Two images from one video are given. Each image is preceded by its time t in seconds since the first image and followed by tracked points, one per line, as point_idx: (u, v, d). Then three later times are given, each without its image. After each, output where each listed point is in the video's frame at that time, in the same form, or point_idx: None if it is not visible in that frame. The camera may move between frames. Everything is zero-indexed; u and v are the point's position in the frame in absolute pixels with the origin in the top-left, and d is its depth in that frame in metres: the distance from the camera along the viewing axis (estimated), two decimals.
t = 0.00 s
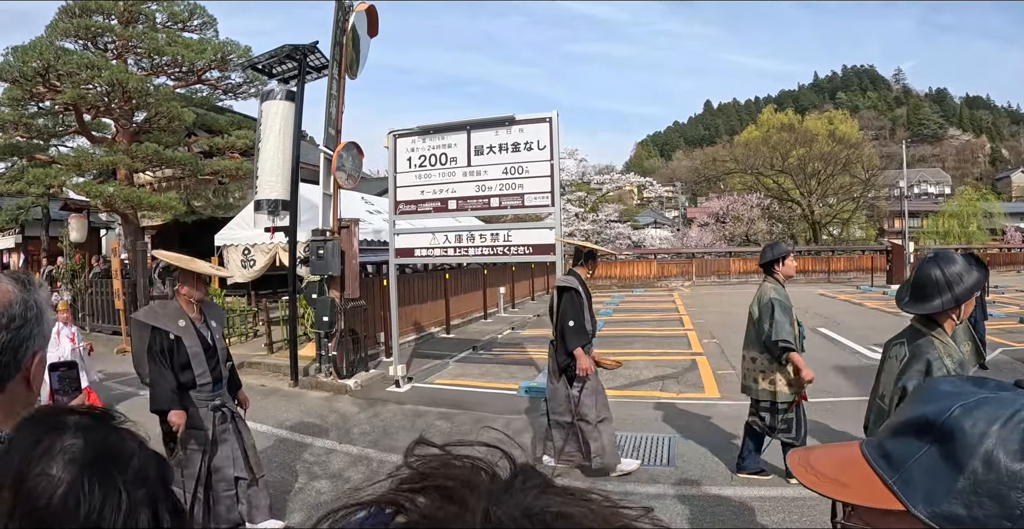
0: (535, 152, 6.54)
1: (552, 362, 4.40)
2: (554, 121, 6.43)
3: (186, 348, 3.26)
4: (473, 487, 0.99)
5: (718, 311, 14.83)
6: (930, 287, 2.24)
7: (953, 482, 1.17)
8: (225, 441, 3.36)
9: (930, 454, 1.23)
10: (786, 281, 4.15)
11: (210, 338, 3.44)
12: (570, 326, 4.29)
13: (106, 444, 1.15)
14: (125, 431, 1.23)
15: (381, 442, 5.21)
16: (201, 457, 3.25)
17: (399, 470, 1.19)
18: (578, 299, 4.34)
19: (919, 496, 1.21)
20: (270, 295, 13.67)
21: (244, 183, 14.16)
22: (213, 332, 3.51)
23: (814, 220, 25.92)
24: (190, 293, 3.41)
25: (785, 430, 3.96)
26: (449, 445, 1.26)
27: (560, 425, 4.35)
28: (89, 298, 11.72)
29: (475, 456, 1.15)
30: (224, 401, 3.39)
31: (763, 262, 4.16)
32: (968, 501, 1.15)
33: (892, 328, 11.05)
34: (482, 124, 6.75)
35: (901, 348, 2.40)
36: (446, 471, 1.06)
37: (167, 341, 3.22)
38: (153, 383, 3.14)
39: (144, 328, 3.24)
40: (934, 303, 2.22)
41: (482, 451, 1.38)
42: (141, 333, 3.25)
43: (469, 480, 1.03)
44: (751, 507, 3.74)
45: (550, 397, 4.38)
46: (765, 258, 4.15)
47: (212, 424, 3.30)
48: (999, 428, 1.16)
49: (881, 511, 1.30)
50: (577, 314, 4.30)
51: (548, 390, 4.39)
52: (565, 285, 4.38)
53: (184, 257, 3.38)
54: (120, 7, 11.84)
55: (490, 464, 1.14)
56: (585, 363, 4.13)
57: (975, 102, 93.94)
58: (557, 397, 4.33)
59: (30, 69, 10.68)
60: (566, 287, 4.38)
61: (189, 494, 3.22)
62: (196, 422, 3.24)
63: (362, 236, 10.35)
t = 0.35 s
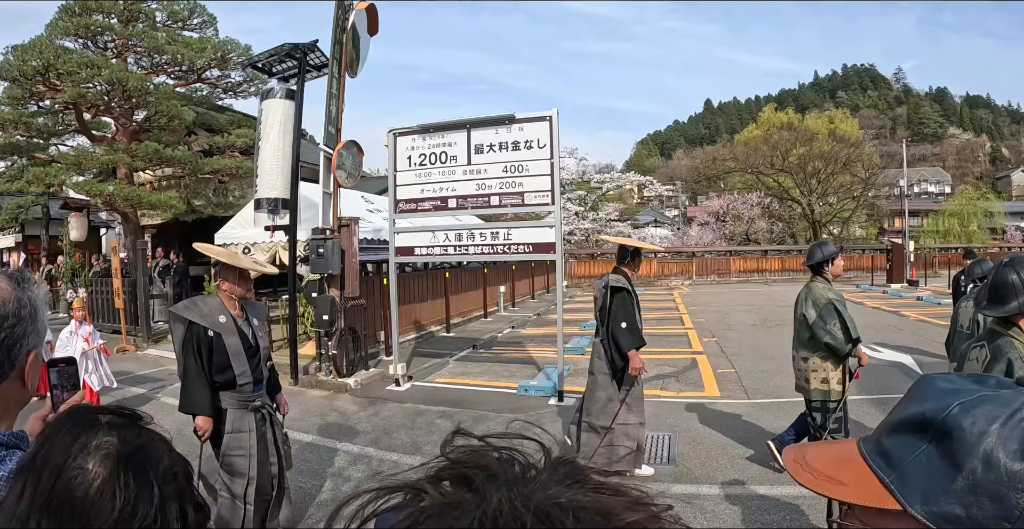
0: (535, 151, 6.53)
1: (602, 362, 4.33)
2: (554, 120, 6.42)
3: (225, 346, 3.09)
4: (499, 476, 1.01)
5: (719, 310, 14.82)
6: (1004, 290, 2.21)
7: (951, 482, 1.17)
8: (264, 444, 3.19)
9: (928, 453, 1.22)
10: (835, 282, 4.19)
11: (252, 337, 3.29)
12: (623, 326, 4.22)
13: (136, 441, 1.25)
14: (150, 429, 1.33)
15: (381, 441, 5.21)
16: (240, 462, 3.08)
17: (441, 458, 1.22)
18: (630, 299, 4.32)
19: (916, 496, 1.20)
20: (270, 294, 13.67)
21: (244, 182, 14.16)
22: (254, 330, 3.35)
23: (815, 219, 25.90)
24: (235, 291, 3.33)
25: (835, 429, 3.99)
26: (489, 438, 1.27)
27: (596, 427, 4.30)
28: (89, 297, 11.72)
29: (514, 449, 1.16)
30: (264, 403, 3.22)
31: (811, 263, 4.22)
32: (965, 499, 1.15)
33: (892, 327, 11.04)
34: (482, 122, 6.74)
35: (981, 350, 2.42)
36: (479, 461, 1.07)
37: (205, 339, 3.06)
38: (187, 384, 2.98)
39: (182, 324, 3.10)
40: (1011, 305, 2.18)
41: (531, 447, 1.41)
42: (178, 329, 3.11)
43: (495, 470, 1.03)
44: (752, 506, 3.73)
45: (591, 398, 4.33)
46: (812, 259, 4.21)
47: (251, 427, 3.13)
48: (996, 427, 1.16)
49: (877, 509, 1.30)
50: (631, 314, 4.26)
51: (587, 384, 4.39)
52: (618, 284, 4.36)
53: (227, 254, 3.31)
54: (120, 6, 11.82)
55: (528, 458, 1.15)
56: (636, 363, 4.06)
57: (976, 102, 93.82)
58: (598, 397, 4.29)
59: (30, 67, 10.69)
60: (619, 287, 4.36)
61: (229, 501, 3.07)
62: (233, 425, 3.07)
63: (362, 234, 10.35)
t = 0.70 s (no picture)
0: (535, 150, 6.52)
1: (633, 360, 4.29)
2: (554, 118, 6.41)
3: (265, 359, 2.93)
4: (518, 472, 0.99)
5: (718, 309, 14.84)
6: None
7: (957, 481, 1.15)
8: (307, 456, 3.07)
9: (934, 452, 1.22)
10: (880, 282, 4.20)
11: (290, 346, 3.13)
12: (670, 326, 4.22)
13: (136, 437, 1.24)
14: (151, 428, 1.32)
15: (381, 439, 5.22)
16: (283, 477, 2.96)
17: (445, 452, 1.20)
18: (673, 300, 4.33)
19: (922, 495, 1.20)
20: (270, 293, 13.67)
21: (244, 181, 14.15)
22: (293, 337, 3.20)
23: (814, 218, 25.89)
24: (269, 296, 3.14)
25: (863, 428, 4.06)
26: (494, 431, 1.26)
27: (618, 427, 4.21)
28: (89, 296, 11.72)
29: (520, 442, 1.15)
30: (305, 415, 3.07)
31: (860, 262, 4.13)
32: (973, 499, 1.12)
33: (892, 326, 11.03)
34: (482, 121, 6.73)
35: None
36: (490, 457, 1.04)
37: (243, 352, 2.89)
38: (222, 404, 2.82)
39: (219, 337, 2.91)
40: None
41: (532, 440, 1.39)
42: (213, 342, 2.93)
43: (513, 467, 1.00)
44: (751, 504, 3.73)
45: (619, 395, 4.29)
46: (861, 259, 4.13)
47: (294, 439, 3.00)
48: (1005, 423, 1.13)
49: (884, 509, 1.30)
50: (675, 315, 4.26)
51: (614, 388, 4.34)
52: (660, 284, 4.34)
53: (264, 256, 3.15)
54: (119, 5, 11.81)
55: (535, 452, 1.13)
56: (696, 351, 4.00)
57: (976, 101, 93.77)
58: (626, 397, 4.25)
59: (30, 66, 10.67)
60: (662, 287, 4.34)
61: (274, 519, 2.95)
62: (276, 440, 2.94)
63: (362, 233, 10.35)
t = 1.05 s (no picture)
0: (535, 148, 6.51)
1: (686, 355, 4.36)
2: (554, 117, 6.41)
3: (306, 356, 2.77)
4: (529, 477, 0.97)
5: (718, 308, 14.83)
6: None
7: (958, 483, 1.13)
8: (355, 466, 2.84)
9: (936, 451, 1.20)
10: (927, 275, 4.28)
11: (331, 341, 2.97)
12: (709, 319, 4.24)
13: (78, 433, 1.13)
14: (102, 418, 1.22)
15: (381, 438, 5.20)
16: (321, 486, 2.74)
17: (436, 448, 1.18)
18: (715, 292, 4.32)
19: (923, 495, 1.18)
20: (269, 292, 13.65)
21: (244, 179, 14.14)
22: (334, 334, 3.04)
23: (815, 217, 25.88)
24: (310, 289, 2.96)
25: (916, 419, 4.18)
26: (485, 429, 1.25)
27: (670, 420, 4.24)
28: (88, 295, 11.70)
29: (511, 439, 1.14)
30: (348, 417, 2.87)
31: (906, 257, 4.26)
32: (973, 502, 1.10)
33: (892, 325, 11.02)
34: (482, 119, 6.71)
35: None
36: (492, 459, 1.03)
37: (284, 347, 2.74)
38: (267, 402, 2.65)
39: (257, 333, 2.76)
40: None
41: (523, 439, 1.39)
42: (250, 338, 2.76)
43: (520, 469, 1.00)
44: (751, 503, 3.72)
45: (671, 393, 4.32)
46: (907, 253, 4.25)
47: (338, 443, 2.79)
48: (1010, 423, 1.10)
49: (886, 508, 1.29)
50: (716, 308, 4.28)
51: (669, 384, 4.37)
52: (704, 277, 4.34)
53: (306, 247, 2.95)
54: (119, 4, 11.79)
55: (527, 450, 1.11)
56: (728, 356, 4.08)
57: (976, 100, 93.72)
58: (684, 393, 4.27)
59: (30, 65, 10.63)
60: (705, 280, 4.35)
61: None
62: (320, 443, 2.74)
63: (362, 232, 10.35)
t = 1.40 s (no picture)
0: (534, 147, 6.52)
1: (724, 353, 4.30)
2: (553, 116, 6.41)
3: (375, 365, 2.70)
4: (516, 482, 0.99)
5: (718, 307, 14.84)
6: None
7: (947, 487, 1.12)
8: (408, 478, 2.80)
9: (930, 453, 1.18)
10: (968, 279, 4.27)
11: (395, 346, 2.93)
12: (746, 320, 4.19)
13: (41, 439, 1.18)
14: (67, 419, 1.27)
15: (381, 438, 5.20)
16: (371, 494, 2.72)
17: (417, 457, 1.20)
18: (756, 294, 4.26)
19: (912, 496, 1.17)
20: (269, 291, 13.65)
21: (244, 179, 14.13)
22: (398, 340, 3.00)
23: (814, 216, 25.89)
24: (377, 292, 2.95)
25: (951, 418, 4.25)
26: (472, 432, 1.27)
27: (732, 419, 4.24)
28: (88, 295, 11.71)
29: (497, 442, 1.16)
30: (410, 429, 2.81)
31: (948, 260, 4.27)
32: (960, 507, 1.09)
33: (892, 324, 11.02)
34: (481, 118, 6.71)
35: None
36: (481, 464, 1.05)
37: (353, 354, 2.68)
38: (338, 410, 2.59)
39: (328, 336, 2.71)
40: None
41: (510, 443, 1.42)
42: (320, 339, 2.72)
43: (510, 474, 1.01)
44: (749, 502, 3.73)
45: (721, 391, 4.30)
46: (950, 257, 4.25)
47: (396, 455, 2.75)
48: (1003, 429, 1.08)
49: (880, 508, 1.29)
50: (755, 309, 4.21)
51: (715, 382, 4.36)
52: (745, 279, 4.30)
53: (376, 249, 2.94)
54: (119, 3, 11.80)
55: (514, 453, 1.13)
56: (762, 358, 4.03)
57: (975, 99, 93.78)
58: (729, 391, 4.25)
59: (29, 65, 10.61)
60: (748, 282, 4.30)
61: None
62: (384, 456, 2.69)
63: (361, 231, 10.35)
